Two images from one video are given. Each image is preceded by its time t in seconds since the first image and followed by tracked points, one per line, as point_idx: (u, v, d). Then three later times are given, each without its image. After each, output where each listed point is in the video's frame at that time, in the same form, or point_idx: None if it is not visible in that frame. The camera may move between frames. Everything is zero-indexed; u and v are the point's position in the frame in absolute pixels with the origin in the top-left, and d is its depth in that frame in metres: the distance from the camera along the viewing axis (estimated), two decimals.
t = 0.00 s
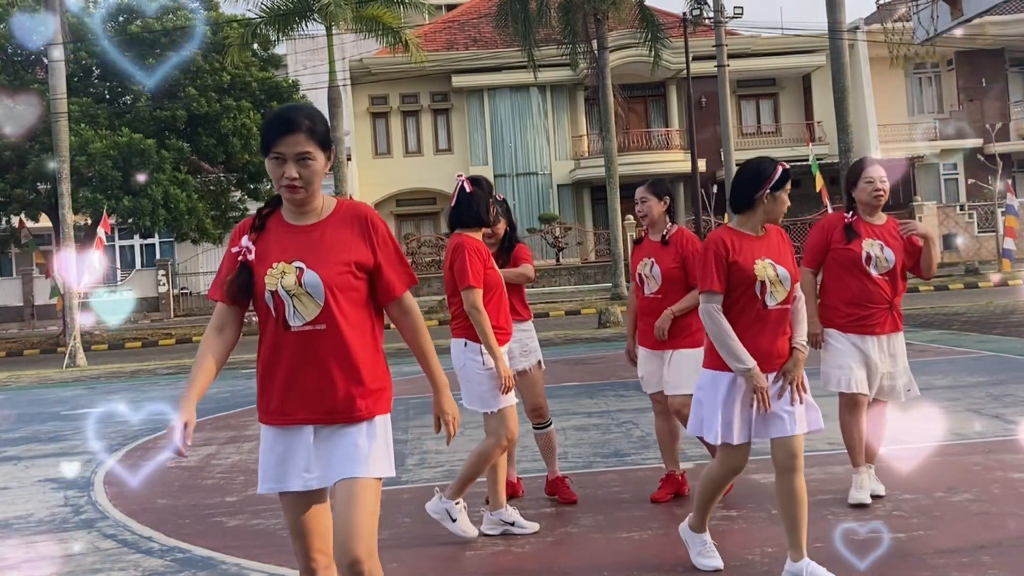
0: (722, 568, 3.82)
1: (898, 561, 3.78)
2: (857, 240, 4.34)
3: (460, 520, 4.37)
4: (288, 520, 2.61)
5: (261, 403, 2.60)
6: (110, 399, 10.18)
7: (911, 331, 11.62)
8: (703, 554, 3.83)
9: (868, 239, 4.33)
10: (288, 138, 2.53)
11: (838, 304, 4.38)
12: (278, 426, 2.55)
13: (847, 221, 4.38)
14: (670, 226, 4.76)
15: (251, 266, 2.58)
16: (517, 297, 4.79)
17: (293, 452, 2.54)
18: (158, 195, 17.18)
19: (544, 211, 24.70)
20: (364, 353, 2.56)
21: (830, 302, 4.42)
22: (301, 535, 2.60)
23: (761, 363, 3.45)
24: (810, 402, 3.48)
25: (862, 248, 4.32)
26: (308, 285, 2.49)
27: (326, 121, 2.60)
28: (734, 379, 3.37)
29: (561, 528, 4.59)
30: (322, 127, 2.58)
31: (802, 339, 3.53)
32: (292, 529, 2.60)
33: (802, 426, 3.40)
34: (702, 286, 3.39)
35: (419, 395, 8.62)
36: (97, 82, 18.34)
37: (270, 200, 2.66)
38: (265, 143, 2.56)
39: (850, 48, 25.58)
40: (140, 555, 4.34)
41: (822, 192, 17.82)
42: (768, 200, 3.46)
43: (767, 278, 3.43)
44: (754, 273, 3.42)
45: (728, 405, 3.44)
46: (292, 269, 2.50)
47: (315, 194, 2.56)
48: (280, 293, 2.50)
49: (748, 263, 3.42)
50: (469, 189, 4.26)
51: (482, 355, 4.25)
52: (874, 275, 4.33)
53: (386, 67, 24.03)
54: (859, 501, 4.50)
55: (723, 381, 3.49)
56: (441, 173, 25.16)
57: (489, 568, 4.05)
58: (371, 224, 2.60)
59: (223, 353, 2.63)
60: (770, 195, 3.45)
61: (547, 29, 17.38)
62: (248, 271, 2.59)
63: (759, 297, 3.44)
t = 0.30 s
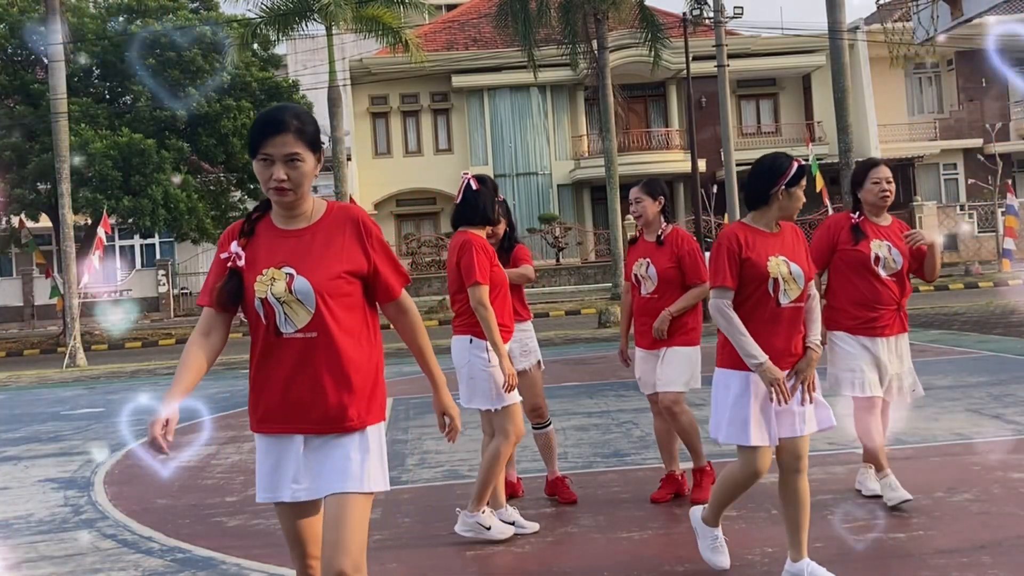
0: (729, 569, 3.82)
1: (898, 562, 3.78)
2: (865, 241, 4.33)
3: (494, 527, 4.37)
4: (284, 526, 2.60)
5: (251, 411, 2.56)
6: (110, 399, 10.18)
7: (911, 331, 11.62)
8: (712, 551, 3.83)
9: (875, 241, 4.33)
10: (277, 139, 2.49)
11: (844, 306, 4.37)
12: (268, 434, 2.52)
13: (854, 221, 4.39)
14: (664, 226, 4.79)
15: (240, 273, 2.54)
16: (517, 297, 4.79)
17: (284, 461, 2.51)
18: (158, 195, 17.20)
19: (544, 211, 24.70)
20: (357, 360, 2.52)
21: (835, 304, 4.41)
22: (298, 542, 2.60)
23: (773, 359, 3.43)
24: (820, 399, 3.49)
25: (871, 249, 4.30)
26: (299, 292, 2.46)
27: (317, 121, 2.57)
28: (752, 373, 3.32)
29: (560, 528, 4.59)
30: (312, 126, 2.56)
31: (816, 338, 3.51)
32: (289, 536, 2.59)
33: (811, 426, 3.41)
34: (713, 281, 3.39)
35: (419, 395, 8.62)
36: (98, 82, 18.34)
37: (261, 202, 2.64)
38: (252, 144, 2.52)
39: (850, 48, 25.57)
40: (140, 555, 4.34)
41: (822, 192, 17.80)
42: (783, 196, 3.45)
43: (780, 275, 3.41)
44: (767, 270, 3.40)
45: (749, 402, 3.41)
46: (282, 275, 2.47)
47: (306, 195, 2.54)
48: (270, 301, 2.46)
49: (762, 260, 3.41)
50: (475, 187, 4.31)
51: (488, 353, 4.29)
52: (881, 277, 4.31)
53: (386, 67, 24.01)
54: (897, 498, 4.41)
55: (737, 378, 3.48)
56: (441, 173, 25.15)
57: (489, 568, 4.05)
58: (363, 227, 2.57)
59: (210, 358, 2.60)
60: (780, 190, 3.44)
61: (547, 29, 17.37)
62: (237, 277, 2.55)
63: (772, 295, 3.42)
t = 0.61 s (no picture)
0: None
1: (898, 562, 3.78)
2: (876, 242, 4.33)
3: (510, 530, 4.37)
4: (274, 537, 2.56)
5: (239, 423, 2.49)
6: (110, 399, 10.19)
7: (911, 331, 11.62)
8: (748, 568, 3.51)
9: (885, 242, 4.34)
10: (263, 141, 2.40)
11: (857, 308, 4.35)
12: (257, 446, 2.45)
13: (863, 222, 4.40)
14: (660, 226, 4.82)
15: (227, 280, 2.47)
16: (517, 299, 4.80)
17: (272, 475, 2.44)
18: (159, 195, 17.18)
19: (544, 211, 24.70)
20: (349, 370, 2.45)
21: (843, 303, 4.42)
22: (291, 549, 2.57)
23: (778, 363, 3.39)
24: (827, 401, 3.51)
25: (882, 249, 4.31)
26: (287, 299, 2.37)
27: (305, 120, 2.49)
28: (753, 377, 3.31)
29: (560, 528, 4.59)
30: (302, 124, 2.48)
31: (827, 340, 3.50)
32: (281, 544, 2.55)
33: (817, 429, 3.43)
34: (725, 279, 3.36)
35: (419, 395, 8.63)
36: (97, 82, 18.36)
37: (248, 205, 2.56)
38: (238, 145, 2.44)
39: (850, 48, 25.55)
40: (140, 555, 4.35)
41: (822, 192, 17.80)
42: (796, 193, 3.41)
43: (795, 275, 3.38)
44: (782, 269, 3.37)
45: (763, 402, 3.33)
46: (270, 282, 2.39)
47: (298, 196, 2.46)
48: (257, 308, 2.38)
49: (776, 259, 3.37)
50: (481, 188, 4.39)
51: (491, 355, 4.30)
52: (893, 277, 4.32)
53: (386, 67, 24.03)
54: (928, 500, 4.37)
55: (747, 379, 3.42)
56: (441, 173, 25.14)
57: (489, 568, 4.05)
58: (354, 231, 2.49)
59: (201, 367, 2.52)
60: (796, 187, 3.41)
61: (547, 29, 17.38)
62: (224, 286, 2.48)
63: (787, 295, 3.39)
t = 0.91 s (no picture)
0: None
1: (898, 562, 3.78)
2: (886, 242, 4.34)
3: (510, 530, 4.38)
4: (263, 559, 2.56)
5: (227, 431, 2.47)
6: (110, 399, 10.19)
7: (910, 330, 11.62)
8: None
9: (895, 242, 4.35)
10: (252, 136, 2.39)
11: (869, 310, 4.35)
12: (246, 456, 2.43)
13: (870, 222, 4.41)
14: (658, 227, 4.82)
15: (214, 282, 2.45)
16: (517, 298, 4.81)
17: (263, 486, 2.43)
18: (158, 195, 17.18)
19: (544, 211, 24.70)
20: (339, 374, 2.44)
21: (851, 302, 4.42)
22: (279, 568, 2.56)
23: (800, 363, 3.38)
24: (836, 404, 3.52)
25: (893, 249, 4.32)
26: (276, 302, 2.36)
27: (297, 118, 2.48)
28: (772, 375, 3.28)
29: (560, 528, 4.59)
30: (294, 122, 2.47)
31: (841, 342, 3.50)
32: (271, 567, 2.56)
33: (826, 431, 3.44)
34: (738, 279, 3.34)
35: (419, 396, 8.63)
36: (98, 82, 18.37)
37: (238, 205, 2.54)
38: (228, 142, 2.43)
39: (850, 48, 25.55)
40: (140, 555, 4.34)
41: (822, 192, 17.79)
42: (803, 190, 3.41)
43: (809, 276, 3.38)
44: (796, 270, 3.36)
45: (780, 401, 3.32)
46: (258, 285, 2.37)
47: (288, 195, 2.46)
48: (245, 311, 2.37)
49: (790, 260, 3.37)
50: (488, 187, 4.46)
51: (490, 355, 4.33)
52: (905, 276, 4.33)
53: (386, 67, 24.05)
54: (935, 508, 4.36)
55: (763, 380, 3.40)
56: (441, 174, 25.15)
57: (490, 568, 4.05)
58: (345, 233, 2.47)
59: (194, 375, 2.52)
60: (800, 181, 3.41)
61: (547, 30, 17.40)
62: (211, 287, 2.46)
63: (800, 296, 3.39)
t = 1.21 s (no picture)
0: None
1: (899, 562, 3.78)
2: (894, 238, 4.33)
3: (510, 530, 4.38)
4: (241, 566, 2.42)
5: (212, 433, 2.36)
6: (110, 399, 10.19)
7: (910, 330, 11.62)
8: None
9: (903, 238, 4.35)
10: (242, 128, 2.33)
11: (878, 306, 4.35)
12: (232, 460, 2.32)
13: (877, 219, 4.40)
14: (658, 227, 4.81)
15: (202, 278, 2.37)
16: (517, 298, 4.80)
17: (251, 493, 2.32)
18: (158, 195, 17.18)
19: (544, 211, 24.69)
20: (329, 375, 2.34)
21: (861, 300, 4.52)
22: None
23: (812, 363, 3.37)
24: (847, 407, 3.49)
25: (902, 245, 4.32)
26: (264, 298, 2.27)
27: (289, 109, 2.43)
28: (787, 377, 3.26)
29: (560, 528, 4.59)
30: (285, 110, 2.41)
31: (851, 344, 3.51)
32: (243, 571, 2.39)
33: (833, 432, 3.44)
34: (749, 280, 3.33)
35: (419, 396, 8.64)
36: (98, 82, 18.38)
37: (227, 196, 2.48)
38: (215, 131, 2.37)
39: (850, 48, 25.55)
40: (140, 555, 4.34)
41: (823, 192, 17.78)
42: (809, 190, 3.43)
43: (821, 277, 3.37)
44: (809, 270, 3.35)
45: (792, 407, 3.32)
46: (245, 281, 2.28)
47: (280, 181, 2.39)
48: (231, 308, 2.28)
49: (803, 259, 3.36)
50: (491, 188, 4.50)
51: (491, 354, 4.33)
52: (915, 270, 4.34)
53: (386, 67, 24.06)
54: (934, 509, 4.37)
55: (773, 385, 3.39)
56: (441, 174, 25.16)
57: (489, 568, 4.05)
58: (336, 229, 2.39)
59: (184, 379, 2.43)
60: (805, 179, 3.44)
61: (547, 29, 17.40)
62: (197, 281, 2.38)
63: (812, 298, 3.37)
